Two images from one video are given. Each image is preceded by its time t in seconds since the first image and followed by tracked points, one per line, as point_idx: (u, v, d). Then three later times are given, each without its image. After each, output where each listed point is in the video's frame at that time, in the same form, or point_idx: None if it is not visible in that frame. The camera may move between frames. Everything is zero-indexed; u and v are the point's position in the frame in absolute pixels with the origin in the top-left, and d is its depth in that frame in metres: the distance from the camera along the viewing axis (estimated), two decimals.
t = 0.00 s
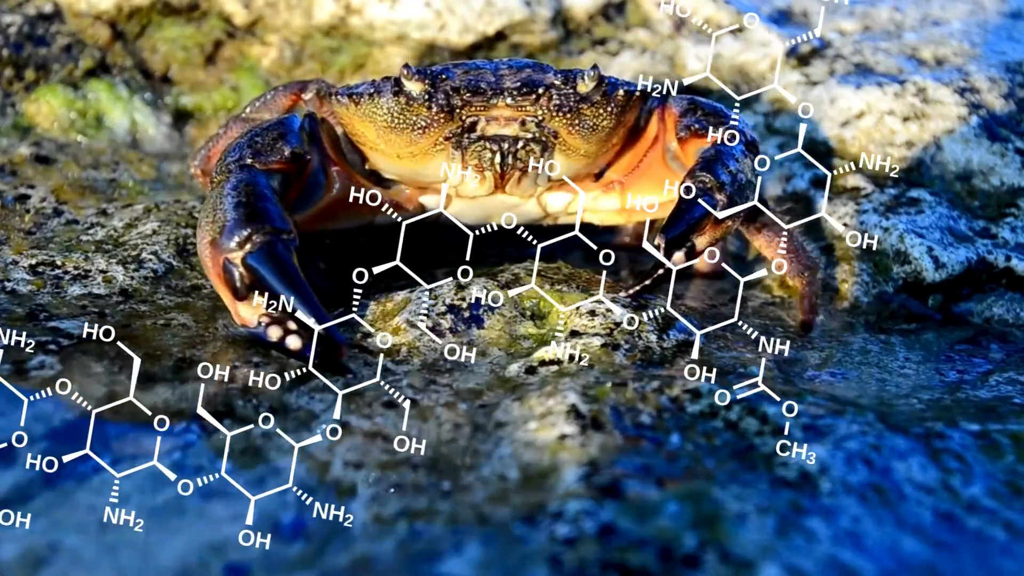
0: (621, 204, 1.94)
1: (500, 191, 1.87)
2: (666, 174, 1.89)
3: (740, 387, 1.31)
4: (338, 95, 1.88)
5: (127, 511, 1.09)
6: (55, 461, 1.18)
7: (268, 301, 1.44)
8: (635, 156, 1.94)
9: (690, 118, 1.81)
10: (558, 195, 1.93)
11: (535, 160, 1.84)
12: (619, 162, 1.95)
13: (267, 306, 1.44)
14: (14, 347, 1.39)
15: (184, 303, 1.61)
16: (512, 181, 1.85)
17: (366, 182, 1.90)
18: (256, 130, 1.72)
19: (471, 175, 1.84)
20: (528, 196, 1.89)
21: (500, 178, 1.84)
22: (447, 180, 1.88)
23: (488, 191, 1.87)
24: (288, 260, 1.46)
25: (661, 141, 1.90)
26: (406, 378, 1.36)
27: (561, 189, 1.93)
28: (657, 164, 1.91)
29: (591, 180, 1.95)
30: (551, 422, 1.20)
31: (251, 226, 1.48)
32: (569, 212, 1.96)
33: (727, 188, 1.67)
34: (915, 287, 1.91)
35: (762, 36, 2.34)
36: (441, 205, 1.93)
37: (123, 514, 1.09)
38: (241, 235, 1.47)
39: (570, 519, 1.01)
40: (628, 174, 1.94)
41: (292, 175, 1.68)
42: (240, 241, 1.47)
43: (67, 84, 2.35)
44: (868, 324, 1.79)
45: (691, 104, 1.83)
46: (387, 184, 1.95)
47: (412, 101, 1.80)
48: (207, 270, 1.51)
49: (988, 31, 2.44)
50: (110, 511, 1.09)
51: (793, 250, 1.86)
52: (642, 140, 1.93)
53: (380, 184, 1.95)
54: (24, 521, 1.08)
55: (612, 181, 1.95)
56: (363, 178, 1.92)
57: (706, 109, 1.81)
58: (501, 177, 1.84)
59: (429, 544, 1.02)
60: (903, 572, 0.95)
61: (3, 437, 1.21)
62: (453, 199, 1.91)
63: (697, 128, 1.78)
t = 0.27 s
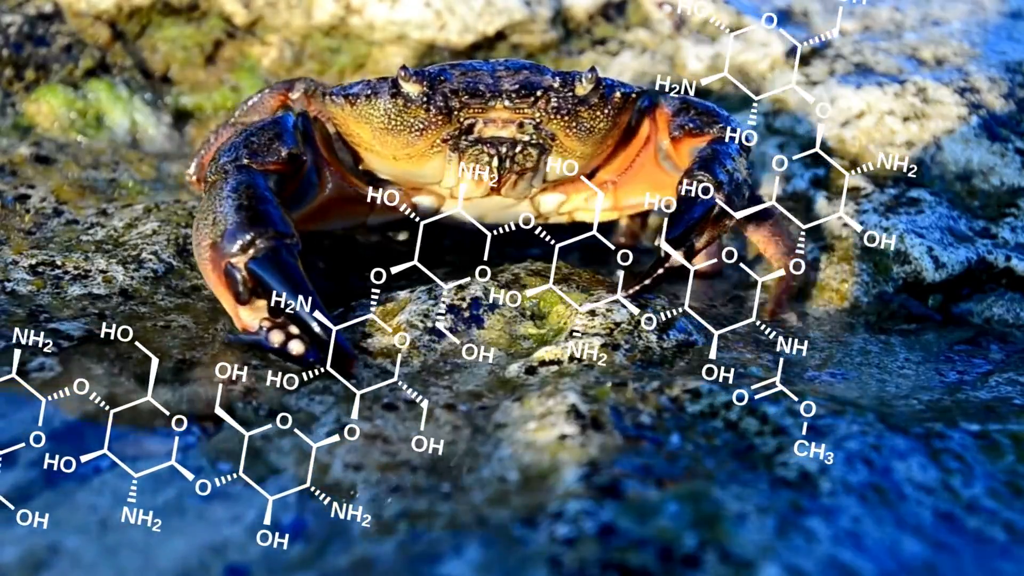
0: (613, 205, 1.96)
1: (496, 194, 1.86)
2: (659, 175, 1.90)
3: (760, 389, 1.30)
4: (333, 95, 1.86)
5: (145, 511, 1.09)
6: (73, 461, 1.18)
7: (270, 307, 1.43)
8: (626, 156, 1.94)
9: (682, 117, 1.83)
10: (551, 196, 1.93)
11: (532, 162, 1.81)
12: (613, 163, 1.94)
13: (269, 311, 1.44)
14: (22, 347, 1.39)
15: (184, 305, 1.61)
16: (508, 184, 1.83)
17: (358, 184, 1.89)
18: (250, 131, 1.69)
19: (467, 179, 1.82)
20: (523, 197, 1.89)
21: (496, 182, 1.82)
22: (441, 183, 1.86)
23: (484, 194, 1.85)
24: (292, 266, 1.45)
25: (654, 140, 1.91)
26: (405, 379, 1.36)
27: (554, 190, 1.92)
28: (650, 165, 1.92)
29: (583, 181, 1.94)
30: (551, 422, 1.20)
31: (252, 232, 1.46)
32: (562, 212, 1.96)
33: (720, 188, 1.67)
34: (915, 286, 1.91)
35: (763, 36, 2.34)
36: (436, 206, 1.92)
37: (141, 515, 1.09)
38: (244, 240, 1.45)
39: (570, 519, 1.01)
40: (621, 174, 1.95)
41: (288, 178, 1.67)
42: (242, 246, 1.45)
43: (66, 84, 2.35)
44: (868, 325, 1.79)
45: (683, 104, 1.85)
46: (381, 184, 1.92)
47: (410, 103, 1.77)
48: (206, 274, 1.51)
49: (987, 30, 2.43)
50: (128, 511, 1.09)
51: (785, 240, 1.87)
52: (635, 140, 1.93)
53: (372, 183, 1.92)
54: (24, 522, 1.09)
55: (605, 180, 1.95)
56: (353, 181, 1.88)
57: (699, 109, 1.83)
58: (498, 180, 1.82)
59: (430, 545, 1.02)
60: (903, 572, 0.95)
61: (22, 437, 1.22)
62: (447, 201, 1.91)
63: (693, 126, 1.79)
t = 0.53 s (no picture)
0: (574, 200, 2.00)
1: (462, 182, 1.92)
2: (623, 169, 1.95)
3: (777, 390, 1.30)
4: (297, 83, 1.86)
5: (162, 511, 1.09)
6: (91, 461, 1.18)
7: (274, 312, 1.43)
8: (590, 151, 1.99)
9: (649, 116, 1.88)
10: (514, 186, 1.97)
11: (500, 150, 1.87)
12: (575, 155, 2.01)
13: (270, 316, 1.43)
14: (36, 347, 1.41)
15: (184, 305, 1.60)
16: (475, 172, 1.89)
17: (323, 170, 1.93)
18: (220, 123, 1.67)
19: (435, 166, 1.88)
20: (487, 185, 1.94)
21: (462, 168, 1.87)
22: (409, 171, 1.91)
23: (451, 181, 1.91)
24: (302, 275, 1.45)
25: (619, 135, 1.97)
26: (406, 380, 1.36)
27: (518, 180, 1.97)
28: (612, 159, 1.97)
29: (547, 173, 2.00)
30: (551, 422, 1.21)
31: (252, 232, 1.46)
32: (525, 204, 2.01)
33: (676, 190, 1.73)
34: (915, 287, 1.91)
35: (763, 36, 2.34)
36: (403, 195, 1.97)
37: (158, 514, 1.09)
38: (245, 241, 1.45)
39: (570, 519, 1.02)
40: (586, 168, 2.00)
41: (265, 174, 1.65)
42: (245, 248, 1.45)
43: (67, 84, 2.35)
44: (868, 326, 1.79)
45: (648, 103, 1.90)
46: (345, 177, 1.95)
47: (379, 92, 1.80)
48: (197, 274, 1.49)
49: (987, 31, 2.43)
50: (146, 511, 1.09)
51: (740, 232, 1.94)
52: (601, 133, 2.00)
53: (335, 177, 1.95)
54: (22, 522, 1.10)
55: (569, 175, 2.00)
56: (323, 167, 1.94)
57: (665, 106, 1.88)
58: (465, 169, 1.88)
59: (429, 545, 1.02)
60: (903, 572, 0.95)
61: (40, 436, 1.22)
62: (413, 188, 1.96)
63: (660, 124, 1.85)
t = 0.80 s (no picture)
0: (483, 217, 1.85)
1: (378, 195, 1.81)
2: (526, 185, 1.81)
3: (794, 390, 1.31)
4: (201, 93, 1.68)
5: (181, 511, 1.12)
6: (108, 461, 1.20)
7: (272, 339, 1.32)
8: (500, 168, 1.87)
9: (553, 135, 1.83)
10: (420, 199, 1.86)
11: (421, 161, 1.81)
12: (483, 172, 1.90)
13: (264, 343, 1.32)
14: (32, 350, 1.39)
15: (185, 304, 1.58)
16: (392, 185, 1.80)
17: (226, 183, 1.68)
18: (138, 148, 1.51)
19: (352, 180, 1.77)
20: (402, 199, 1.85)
21: (382, 181, 1.79)
22: (320, 187, 1.77)
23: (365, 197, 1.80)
24: (292, 296, 1.36)
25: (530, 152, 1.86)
26: (405, 379, 1.36)
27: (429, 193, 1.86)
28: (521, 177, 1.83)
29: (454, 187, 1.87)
30: (551, 422, 1.21)
31: (227, 261, 1.32)
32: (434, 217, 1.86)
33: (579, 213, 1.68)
34: (915, 287, 1.92)
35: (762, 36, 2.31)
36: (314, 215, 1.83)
37: (176, 515, 1.12)
38: (224, 271, 1.31)
39: (570, 519, 1.02)
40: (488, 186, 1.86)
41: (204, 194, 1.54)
42: (225, 280, 1.31)
43: (66, 84, 2.35)
44: (867, 325, 1.80)
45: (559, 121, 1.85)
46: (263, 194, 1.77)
47: (296, 104, 1.70)
48: (165, 316, 1.33)
49: (987, 31, 2.41)
50: (163, 510, 1.12)
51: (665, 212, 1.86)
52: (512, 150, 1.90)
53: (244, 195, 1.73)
54: (22, 527, 1.12)
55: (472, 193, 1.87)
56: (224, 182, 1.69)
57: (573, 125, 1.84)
58: (383, 180, 1.79)
59: (428, 549, 1.03)
60: (903, 572, 0.95)
61: (60, 434, 1.24)
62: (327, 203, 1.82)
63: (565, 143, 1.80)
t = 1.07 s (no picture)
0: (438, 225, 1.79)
1: (331, 204, 1.71)
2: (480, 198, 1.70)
3: (813, 391, 1.33)
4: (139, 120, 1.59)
5: (198, 512, 1.13)
6: (125, 462, 1.22)
7: (265, 362, 1.30)
8: (458, 173, 1.77)
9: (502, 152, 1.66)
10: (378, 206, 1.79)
11: (369, 170, 1.68)
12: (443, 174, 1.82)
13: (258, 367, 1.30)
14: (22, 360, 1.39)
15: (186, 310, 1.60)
16: (345, 193, 1.69)
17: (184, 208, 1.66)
18: (90, 186, 1.41)
19: (301, 194, 1.66)
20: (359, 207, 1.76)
21: (331, 192, 1.68)
22: (271, 203, 1.70)
23: (319, 207, 1.71)
24: (281, 316, 1.33)
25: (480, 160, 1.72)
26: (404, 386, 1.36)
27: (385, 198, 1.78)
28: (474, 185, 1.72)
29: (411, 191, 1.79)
30: (551, 422, 1.22)
31: (210, 293, 1.29)
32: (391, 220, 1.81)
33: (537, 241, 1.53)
34: (915, 287, 1.92)
35: (763, 37, 2.30)
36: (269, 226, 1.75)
37: (194, 515, 1.13)
38: (208, 306, 1.28)
39: (570, 519, 1.02)
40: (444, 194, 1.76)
41: (165, 226, 1.42)
42: (210, 315, 1.28)
43: (66, 84, 2.36)
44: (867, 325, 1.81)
45: (511, 129, 1.69)
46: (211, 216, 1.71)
47: (229, 123, 1.56)
48: (155, 357, 1.31)
49: (987, 32, 2.38)
50: (182, 511, 1.13)
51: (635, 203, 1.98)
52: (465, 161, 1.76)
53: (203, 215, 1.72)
54: (22, 532, 1.11)
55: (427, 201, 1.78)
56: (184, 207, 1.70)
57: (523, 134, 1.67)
58: (333, 191, 1.67)
59: (429, 552, 1.04)
60: (903, 573, 0.95)
61: (76, 436, 1.26)
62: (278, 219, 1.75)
63: (506, 167, 1.63)
